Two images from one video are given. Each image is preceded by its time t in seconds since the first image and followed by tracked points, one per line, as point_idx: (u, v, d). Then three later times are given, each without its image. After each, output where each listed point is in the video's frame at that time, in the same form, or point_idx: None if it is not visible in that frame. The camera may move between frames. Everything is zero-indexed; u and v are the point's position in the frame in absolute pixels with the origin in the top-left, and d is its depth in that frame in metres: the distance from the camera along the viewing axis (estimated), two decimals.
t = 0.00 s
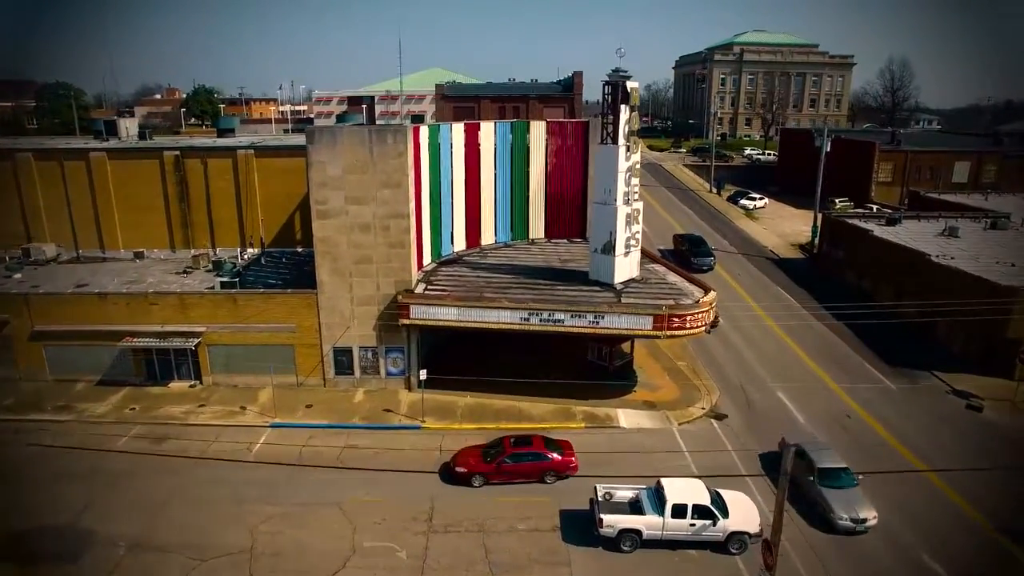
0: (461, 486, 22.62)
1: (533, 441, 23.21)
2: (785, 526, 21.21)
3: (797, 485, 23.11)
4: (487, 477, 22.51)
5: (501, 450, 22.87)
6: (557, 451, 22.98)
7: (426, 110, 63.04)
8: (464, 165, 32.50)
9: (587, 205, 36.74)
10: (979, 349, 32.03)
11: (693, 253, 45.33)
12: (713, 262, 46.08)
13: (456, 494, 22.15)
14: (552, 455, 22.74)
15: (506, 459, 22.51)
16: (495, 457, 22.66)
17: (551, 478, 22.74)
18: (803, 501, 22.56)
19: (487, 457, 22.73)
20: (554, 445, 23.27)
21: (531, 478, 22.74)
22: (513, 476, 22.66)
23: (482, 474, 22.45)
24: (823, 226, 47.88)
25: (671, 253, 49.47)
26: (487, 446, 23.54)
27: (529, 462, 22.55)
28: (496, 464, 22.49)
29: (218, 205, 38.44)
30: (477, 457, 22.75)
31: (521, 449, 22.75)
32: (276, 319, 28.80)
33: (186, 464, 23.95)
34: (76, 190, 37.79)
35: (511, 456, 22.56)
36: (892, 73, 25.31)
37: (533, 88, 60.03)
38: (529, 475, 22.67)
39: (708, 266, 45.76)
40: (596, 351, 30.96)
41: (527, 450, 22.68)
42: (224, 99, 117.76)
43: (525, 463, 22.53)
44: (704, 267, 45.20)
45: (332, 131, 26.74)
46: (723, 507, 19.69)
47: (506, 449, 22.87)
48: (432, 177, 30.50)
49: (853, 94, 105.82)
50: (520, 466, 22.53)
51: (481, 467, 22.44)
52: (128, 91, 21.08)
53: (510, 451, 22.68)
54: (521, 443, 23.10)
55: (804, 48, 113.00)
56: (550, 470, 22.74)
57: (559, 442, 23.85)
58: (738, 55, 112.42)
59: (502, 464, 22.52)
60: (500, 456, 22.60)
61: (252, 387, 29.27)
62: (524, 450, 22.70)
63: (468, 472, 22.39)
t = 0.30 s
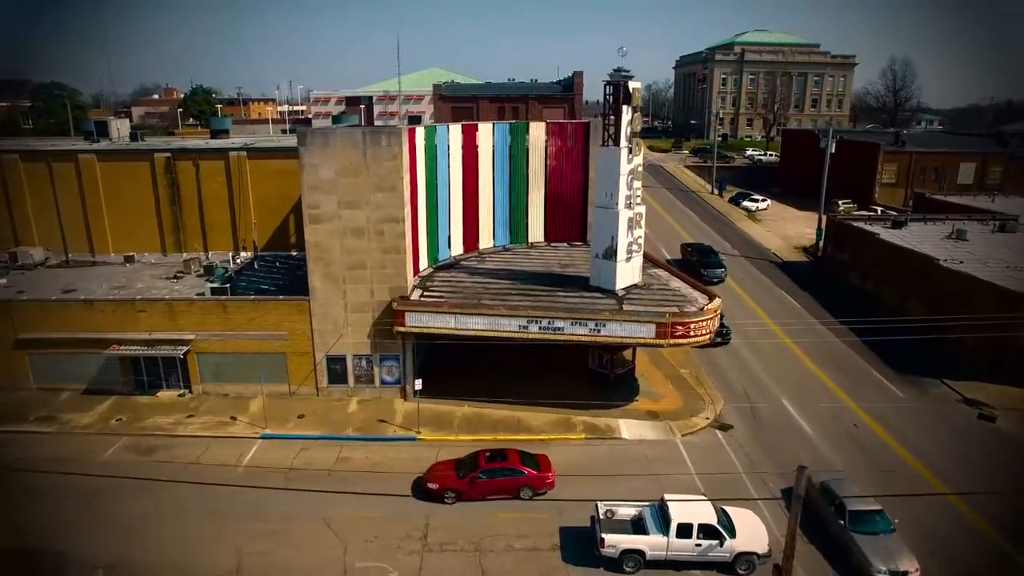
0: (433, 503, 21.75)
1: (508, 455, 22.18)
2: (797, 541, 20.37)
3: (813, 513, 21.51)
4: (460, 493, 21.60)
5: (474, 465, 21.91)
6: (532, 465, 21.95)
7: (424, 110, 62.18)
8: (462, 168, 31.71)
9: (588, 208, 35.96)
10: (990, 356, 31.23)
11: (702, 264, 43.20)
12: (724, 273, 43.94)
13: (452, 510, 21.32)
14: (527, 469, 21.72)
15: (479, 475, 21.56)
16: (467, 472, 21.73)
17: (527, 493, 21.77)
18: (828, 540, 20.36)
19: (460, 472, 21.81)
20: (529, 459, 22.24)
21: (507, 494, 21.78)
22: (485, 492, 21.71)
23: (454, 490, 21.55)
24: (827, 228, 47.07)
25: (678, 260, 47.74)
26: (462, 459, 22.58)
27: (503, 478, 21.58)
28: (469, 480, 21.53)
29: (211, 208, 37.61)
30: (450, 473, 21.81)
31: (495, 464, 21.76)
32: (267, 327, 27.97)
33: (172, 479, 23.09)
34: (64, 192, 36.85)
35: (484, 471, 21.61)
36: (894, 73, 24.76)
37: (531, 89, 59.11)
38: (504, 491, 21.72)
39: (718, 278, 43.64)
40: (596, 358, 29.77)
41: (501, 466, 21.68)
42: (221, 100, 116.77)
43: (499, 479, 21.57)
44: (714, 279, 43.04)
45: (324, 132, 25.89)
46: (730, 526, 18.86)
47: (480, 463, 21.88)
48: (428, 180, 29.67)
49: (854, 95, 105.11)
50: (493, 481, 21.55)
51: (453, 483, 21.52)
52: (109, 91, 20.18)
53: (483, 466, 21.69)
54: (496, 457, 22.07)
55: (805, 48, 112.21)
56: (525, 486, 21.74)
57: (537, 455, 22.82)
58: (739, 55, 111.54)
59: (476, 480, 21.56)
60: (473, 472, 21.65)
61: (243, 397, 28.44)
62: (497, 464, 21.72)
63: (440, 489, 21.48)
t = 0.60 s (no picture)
0: (396, 525, 20.69)
1: (475, 474, 21.14)
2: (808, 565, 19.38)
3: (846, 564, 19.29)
4: (423, 515, 20.53)
5: (438, 484, 20.89)
6: (500, 485, 20.93)
7: (422, 110, 61.33)
8: (458, 171, 30.71)
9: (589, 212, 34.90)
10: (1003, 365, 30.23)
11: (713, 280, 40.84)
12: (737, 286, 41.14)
13: (445, 532, 20.31)
14: (494, 489, 20.70)
15: (443, 495, 20.53)
16: (431, 492, 20.74)
17: (494, 515, 20.65)
18: None
19: (424, 492, 20.81)
20: (498, 479, 21.22)
21: (472, 515, 20.71)
22: (451, 513, 20.66)
23: (418, 511, 20.49)
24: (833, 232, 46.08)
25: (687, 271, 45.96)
26: (428, 479, 21.57)
27: (468, 498, 20.54)
28: (431, 500, 20.51)
29: (201, 210, 36.62)
30: (411, 495, 20.75)
31: (461, 483, 20.73)
32: (255, 336, 26.97)
33: (154, 497, 22.07)
34: (50, 195, 35.83)
35: (447, 491, 20.56)
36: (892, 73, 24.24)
37: (532, 88, 58.34)
38: (469, 511, 20.63)
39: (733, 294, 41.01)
40: (596, 371, 28.72)
41: (466, 485, 20.65)
42: (218, 100, 115.65)
43: (464, 499, 20.53)
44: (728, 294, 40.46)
45: (314, 135, 24.88)
46: (738, 551, 17.88)
47: (445, 483, 20.87)
48: (424, 184, 28.68)
49: (856, 95, 104.11)
50: (458, 502, 20.52)
51: (416, 504, 20.49)
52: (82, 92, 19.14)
53: (448, 485, 20.68)
54: (461, 476, 21.04)
55: (807, 47, 111.26)
56: (493, 507, 20.67)
57: (505, 474, 21.82)
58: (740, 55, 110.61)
59: (440, 501, 20.52)
60: (437, 492, 20.63)
61: (231, 409, 27.43)
62: (463, 484, 20.68)
63: (401, 510, 20.45)
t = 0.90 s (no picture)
0: (361, 543, 19.92)
1: (444, 491, 20.35)
2: None
3: None
4: (389, 533, 19.75)
5: (406, 502, 20.13)
6: (470, 503, 20.16)
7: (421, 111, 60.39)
8: (455, 173, 29.83)
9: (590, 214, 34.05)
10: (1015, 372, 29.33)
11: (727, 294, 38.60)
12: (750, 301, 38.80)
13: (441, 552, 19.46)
14: (464, 507, 19.92)
15: (410, 513, 19.76)
16: (398, 509, 19.98)
17: (463, 534, 19.87)
18: None
19: (391, 510, 20.05)
20: (469, 497, 20.42)
21: (441, 534, 19.91)
22: (419, 532, 19.84)
23: (384, 529, 19.73)
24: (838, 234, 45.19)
25: (691, 275, 44.85)
26: (397, 495, 20.82)
27: (436, 517, 19.76)
28: (398, 518, 19.73)
29: (192, 213, 35.79)
30: (380, 513, 20.04)
31: (430, 501, 19.93)
32: (245, 344, 26.12)
33: (138, 513, 21.21)
34: (37, 197, 34.89)
35: (415, 509, 19.80)
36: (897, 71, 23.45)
37: (531, 88, 57.35)
38: (437, 531, 19.85)
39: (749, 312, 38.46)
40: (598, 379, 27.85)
41: (434, 503, 19.87)
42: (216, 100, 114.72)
43: (431, 518, 19.74)
44: (743, 311, 37.95)
45: (305, 136, 24.01)
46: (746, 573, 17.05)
47: (412, 500, 20.09)
48: (419, 186, 27.82)
49: (858, 95, 103.02)
50: (426, 521, 19.73)
51: (382, 522, 19.75)
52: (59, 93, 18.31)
53: (415, 503, 19.90)
54: (431, 494, 20.24)
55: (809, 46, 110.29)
56: (462, 526, 19.89)
57: (478, 491, 21.02)
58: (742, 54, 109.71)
59: (406, 519, 19.74)
60: (404, 510, 19.86)
61: (221, 419, 26.58)
62: (430, 502, 19.90)
63: (367, 528, 19.75)
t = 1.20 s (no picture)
0: (320, 564, 19.00)
1: (410, 511, 19.44)
2: None
3: None
4: (350, 555, 18.86)
5: (370, 521, 19.23)
6: (436, 522, 19.23)
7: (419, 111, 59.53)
8: (452, 175, 28.97)
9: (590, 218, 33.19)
10: None
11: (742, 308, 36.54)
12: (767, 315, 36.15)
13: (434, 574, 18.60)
14: (428, 527, 18.99)
15: (372, 534, 18.85)
16: (361, 529, 19.06)
17: (428, 556, 18.95)
18: None
19: (353, 530, 19.15)
20: (435, 516, 19.51)
21: (405, 556, 19.00)
22: (382, 554, 18.95)
23: (345, 550, 18.83)
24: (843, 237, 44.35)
25: (693, 279, 44.00)
26: (362, 514, 19.93)
27: (399, 538, 18.85)
28: (360, 539, 18.83)
29: (183, 217, 34.96)
30: (342, 533, 19.14)
31: (394, 521, 19.04)
32: (234, 353, 25.25)
33: (120, 531, 20.30)
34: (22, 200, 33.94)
35: (377, 530, 18.90)
36: (901, 71, 22.73)
37: (530, 88, 56.49)
38: (401, 552, 18.95)
39: (765, 330, 36.08)
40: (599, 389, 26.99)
41: (398, 524, 18.96)
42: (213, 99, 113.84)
43: (394, 538, 18.83)
44: (757, 328, 35.62)
45: (295, 138, 23.14)
46: None
47: (376, 520, 19.19)
48: (415, 189, 26.95)
49: (861, 94, 102.14)
50: (388, 542, 18.83)
51: (344, 543, 18.84)
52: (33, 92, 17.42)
53: (378, 524, 19.00)
54: (395, 513, 19.35)
55: (811, 46, 109.40)
56: (427, 547, 18.97)
57: (447, 509, 20.11)
58: (743, 53, 108.82)
59: (368, 540, 18.84)
60: (367, 530, 18.96)
61: (210, 430, 25.73)
62: (393, 522, 19.00)
63: (327, 549, 18.84)
